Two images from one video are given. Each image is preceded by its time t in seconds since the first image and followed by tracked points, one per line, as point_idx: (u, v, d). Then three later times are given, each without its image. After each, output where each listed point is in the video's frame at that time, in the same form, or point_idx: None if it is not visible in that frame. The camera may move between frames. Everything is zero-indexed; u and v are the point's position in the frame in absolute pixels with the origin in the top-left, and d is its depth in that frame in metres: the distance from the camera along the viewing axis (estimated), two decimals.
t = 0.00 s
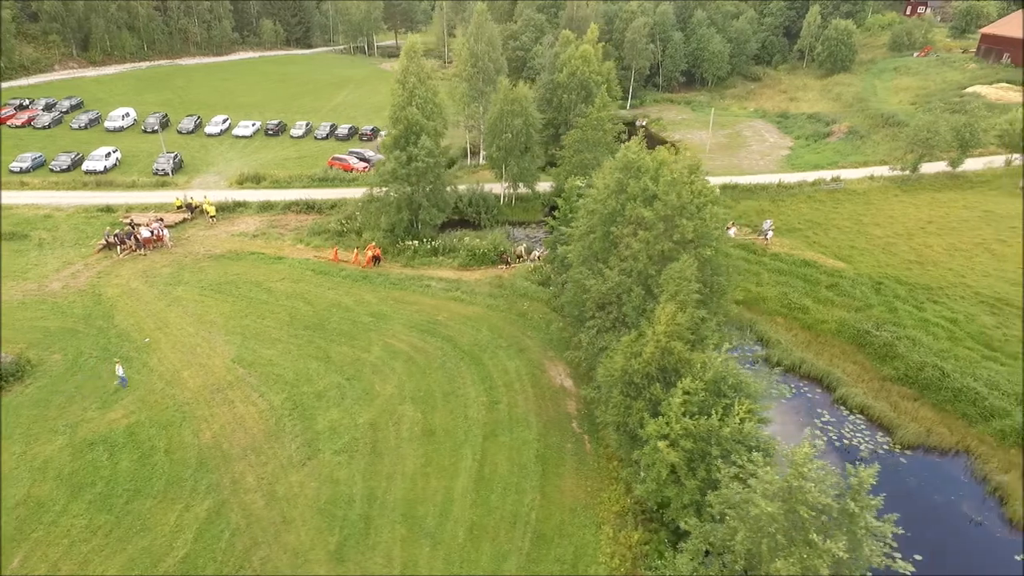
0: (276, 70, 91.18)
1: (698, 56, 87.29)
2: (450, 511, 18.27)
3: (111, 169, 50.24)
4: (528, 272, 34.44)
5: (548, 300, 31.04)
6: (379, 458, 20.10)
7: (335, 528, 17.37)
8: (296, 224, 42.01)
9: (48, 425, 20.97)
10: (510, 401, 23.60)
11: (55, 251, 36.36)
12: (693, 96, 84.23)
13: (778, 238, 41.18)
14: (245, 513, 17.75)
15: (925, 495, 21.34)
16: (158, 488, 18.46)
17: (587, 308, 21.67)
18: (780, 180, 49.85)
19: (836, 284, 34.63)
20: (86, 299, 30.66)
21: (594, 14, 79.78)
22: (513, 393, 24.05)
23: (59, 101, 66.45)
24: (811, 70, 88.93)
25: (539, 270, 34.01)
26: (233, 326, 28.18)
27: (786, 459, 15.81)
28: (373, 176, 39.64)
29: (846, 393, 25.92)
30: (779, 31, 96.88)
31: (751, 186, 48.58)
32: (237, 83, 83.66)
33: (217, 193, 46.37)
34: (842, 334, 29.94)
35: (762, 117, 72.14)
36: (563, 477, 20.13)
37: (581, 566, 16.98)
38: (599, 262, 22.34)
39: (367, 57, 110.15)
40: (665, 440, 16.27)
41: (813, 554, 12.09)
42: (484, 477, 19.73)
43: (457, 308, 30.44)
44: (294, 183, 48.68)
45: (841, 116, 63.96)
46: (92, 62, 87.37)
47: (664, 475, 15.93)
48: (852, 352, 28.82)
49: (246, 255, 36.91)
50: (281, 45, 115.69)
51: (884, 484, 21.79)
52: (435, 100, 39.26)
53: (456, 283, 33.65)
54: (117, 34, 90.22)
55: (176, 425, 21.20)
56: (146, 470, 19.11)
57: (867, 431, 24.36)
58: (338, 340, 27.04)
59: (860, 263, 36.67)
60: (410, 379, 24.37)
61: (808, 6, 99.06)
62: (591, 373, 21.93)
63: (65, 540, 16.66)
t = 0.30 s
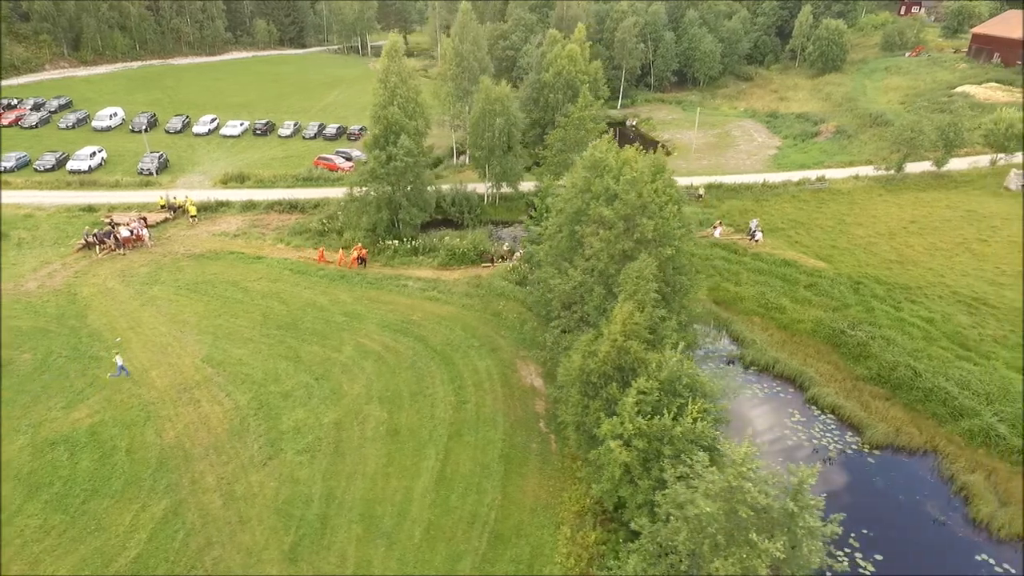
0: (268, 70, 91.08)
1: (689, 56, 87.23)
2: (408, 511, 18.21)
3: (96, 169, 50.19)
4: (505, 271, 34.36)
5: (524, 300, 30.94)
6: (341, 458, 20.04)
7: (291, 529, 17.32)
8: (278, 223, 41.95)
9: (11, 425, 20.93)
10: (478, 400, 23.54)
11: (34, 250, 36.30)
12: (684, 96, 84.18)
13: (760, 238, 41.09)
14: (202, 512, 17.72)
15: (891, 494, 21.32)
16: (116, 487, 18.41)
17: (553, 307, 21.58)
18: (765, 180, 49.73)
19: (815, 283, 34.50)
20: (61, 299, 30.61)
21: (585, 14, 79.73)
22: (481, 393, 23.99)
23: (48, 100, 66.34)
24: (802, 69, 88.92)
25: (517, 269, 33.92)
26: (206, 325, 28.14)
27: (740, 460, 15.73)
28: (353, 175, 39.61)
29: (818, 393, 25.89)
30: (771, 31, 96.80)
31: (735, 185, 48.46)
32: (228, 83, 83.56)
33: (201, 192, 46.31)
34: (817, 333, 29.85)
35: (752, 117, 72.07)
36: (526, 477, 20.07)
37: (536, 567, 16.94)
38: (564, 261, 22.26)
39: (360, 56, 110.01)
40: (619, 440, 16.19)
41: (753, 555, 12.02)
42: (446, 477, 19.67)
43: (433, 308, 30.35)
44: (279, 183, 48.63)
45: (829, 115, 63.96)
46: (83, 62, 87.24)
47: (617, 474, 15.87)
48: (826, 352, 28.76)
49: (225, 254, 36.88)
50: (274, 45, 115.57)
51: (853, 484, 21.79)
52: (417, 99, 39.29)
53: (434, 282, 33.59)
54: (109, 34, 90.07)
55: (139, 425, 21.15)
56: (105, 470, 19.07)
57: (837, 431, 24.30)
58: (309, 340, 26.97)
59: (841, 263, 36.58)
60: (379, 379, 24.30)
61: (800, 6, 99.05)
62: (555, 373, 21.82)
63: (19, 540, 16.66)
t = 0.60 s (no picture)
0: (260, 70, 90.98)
1: (680, 56, 87.19)
2: (365, 511, 18.19)
3: (80, 169, 50.16)
4: (483, 271, 34.34)
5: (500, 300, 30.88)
6: (302, 458, 20.02)
7: (246, 528, 17.29)
8: (259, 223, 41.94)
9: None
10: (445, 400, 23.51)
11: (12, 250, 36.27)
12: (675, 96, 84.15)
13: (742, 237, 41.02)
14: (158, 512, 17.70)
15: (858, 494, 21.31)
16: (74, 488, 18.42)
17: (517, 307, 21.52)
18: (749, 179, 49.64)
19: (793, 283, 34.35)
20: (35, 299, 30.60)
21: (575, 14, 79.68)
22: (449, 393, 23.96)
23: (36, 100, 66.25)
24: (793, 69, 88.95)
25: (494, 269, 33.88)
26: (178, 325, 28.12)
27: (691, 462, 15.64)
28: (333, 175, 39.56)
29: (788, 393, 25.83)
30: (763, 31, 96.83)
31: (720, 185, 48.41)
32: (218, 83, 83.48)
33: (184, 192, 46.28)
34: (792, 333, 29.78)
35: (741, 116, 72.01)
36: (488, 477, 20.01)
37: (490, 567, 16.92)
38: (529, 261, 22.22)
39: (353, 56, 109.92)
40: (571, 440, 16.15)
41: (689, 555, 11.96)
42: (406, 477, 19.64)
43: (407, 308, 30.31)
44: (263, 182, 48.62)
45: (817, 116, 63.93)
46: (74, 62, 87.05)
47: (568, 475, 15.84)
48: (800, 352, 28.68)
49: (204, 254, 36.88)
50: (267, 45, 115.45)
51: (833, 482, 21.83)
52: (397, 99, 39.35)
53: (411, 282, 33.55)
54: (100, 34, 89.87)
55: (102, 425, 21.14)
56: (64, 470, 19.07)
57: (805, 431, 24.24)
58: (280, 340, 26.95)
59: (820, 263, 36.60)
60: (346, 379, 24.26)
61: (792, 5, 99.06)
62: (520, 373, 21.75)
63: None
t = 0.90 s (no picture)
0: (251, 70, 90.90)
1: (671, 56, 87.15)
2: (321, 512, 18.15)
3: (65, 168, 50.16)
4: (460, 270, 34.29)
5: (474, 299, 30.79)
6: (262, 458, 20.00)
7: (199, 529, 17.25)
8: (241, 222, 41.92)
9: None
10: (411, 400, 23.48)
11: None
12: (665, 95, 84.16)
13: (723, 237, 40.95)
14: (112, 511, 17.68)
15: (839, 494, 21.31)
16: (30, 488, 18.41)
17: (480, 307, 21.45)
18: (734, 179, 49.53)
19: (771, 283, 34.27)
20: (9, 299, 30.59)
21: (565, 13, 79.66)
22: (416, 393, 23.91)
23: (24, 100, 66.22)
24: (784, 69, 89.00)
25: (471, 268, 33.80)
26: (150, 325, 28.10)
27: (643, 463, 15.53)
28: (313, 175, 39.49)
29: (758, 393, 25.76)
30: (756, 31, 96.83)
31: (704, 185, 48.35)
32: (208, 83, 83.41)
33: (167, 192, 46.25)
34: (766, 333, 29.72)
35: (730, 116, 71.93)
36: (448, 477, 19.95)
37: (443, 568, 16.85)
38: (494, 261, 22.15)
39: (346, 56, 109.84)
40: (522, 440, 16.08)
41: (624, 556, 11.88)
42: (365, 477, 19.62)
43: (380, 308, 30.25)
44: (247, 182, 48.60)
45: (805, 115, 63.92)
46: (66, 62, 86.84)
47: (517, 475, 15.77)
48: (773, 351, 28.61)
49: (183, 254, 36.86)
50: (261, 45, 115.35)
51: (834, 482, 21.82)
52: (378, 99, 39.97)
53: (388, 282, 33.50)
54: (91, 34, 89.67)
55: (64, 424, 21.13)
56: (22, 470, 19.07)
57: (773, 431, 24.19)
58: (251, 340, 26.93)
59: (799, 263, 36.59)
60: (314, 379, 24.23)
61: (784, 5, 99.06)
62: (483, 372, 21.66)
63: None
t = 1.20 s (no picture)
0: (243, 70, 90.88)
1: (662, 56, 87.06)
2: (278, 512, 18.13)
3: (49, 168, 50.13)
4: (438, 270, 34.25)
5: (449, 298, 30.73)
6: (222, 458, 19.99)
7: (152, 529, 17.21)
8: (222, 222, 41.92)
9: None
10: (378, 399, 23.45)
11: None
12: (656, 95, 84.10)
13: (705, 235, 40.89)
14: (67, 511, 17.66)
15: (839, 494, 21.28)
16: None
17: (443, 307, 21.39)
18: (717, 179, 49.58)
19: (748, 283, 34.21)
20: None
21: (555, 13, 79.61)
22: (382, 393, 23.86)
23: (12, 100, 66.11)
24: (775, 69, 88.95)
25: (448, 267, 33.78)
26: (122, 324, 28.09)
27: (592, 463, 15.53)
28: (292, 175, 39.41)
29: (728, 392, 25.69)
30: (748, 30, 96.77)
31: (687, 184, 48.33)
32: (199, 83, 83.37)
33: (150, 192, 46.27)
34: (740, 332, 29.66)
35: (720, 115, 71.88)
36: (409, 477, 19.91)
37: (396, 568, 16.84)
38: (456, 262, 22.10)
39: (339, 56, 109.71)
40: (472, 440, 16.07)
41: (557, 556, 11.84)
42: (325, 477, 19.62)
43: (354, 308, 30.18)
44: (231, 182, 48.60)
45: (793, 115, 63.92)
46: (57, 62, 86.58)
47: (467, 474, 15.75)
48: (747, 351, 28.55)
49: (162, 253, 36.87)
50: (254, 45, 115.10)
51: (835, 483, 21.78)
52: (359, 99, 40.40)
53: (364, 281, 33.46)
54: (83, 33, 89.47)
55: (26, 424, 21.11)
56: None
57: (741, 431, 24.10)
58: (221, 340, 26.92)
59: (779, 263, 36.55)
60: (281, 379, 24.21)
61: (776, 5, 98.98)
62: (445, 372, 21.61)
63: None
